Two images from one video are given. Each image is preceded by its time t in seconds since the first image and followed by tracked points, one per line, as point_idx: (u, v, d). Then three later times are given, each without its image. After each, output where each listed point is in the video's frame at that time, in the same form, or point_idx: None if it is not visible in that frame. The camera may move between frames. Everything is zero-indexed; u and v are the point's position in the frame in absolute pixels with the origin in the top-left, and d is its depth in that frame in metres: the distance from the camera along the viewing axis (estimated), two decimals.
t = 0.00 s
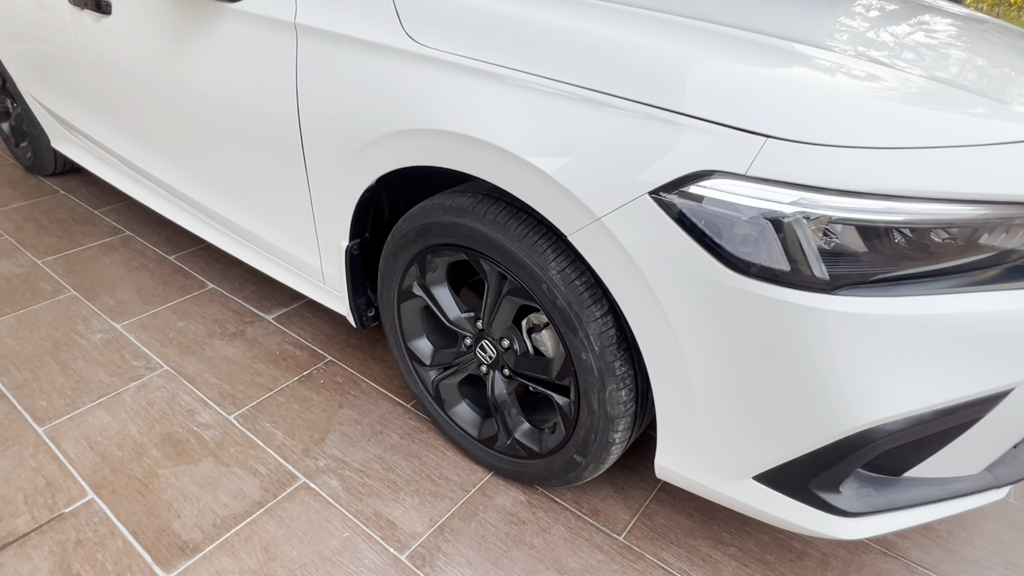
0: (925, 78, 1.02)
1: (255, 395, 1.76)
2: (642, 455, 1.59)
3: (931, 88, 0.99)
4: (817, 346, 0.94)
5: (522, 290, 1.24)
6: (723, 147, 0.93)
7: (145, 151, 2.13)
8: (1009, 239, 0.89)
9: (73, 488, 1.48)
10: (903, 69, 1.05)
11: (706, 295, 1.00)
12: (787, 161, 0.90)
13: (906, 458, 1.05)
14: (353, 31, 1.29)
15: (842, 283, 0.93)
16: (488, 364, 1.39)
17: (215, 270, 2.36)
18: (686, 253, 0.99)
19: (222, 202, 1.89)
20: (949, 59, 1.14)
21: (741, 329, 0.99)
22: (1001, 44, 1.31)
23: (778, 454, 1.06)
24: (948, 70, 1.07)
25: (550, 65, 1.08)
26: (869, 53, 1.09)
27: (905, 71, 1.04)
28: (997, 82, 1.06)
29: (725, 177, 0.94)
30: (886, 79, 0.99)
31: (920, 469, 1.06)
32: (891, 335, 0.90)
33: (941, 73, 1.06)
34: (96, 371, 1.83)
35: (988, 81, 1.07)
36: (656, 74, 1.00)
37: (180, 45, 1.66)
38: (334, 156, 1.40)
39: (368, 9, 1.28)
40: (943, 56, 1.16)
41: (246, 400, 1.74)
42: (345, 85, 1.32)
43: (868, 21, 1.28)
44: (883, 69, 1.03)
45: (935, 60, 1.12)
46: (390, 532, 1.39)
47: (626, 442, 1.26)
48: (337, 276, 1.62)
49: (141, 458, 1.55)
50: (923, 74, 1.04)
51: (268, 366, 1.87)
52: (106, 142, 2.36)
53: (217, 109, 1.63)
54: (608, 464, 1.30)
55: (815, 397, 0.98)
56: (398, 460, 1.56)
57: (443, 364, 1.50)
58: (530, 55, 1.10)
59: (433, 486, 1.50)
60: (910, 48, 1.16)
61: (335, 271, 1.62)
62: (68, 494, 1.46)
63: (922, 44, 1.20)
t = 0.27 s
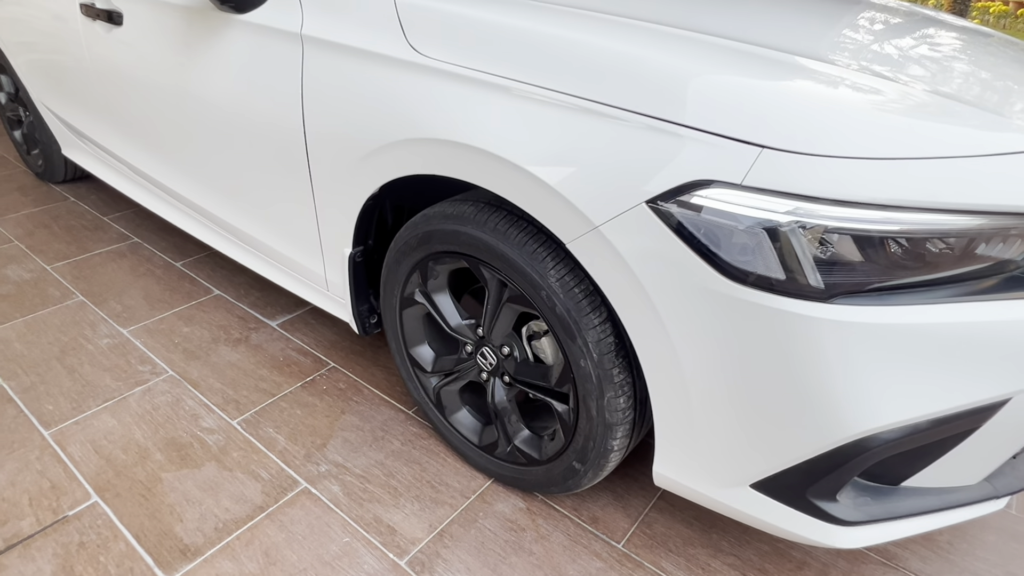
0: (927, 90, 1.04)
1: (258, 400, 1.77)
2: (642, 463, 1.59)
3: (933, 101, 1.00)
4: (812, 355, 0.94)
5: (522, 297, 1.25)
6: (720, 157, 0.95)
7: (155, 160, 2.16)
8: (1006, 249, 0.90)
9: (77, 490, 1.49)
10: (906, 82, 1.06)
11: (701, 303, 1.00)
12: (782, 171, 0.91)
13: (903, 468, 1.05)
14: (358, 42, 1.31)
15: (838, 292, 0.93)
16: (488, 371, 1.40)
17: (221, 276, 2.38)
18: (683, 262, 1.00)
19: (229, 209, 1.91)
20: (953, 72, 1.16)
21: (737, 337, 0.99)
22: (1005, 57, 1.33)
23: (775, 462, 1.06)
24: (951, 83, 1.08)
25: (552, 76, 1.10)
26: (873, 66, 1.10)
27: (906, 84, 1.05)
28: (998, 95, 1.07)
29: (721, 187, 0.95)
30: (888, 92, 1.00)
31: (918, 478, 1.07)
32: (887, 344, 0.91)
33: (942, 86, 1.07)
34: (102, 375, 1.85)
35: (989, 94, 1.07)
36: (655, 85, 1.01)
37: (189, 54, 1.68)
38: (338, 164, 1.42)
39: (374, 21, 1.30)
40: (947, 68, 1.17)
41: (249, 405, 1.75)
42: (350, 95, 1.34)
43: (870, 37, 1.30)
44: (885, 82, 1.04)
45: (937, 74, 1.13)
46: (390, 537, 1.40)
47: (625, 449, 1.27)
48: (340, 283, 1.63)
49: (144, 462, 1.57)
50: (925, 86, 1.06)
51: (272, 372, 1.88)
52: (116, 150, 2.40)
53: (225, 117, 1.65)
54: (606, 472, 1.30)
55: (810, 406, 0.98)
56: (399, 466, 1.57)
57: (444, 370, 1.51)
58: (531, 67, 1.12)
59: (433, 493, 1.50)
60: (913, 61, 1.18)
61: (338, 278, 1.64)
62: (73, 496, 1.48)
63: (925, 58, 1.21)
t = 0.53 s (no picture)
0: (932, 106, 1.05)
1: (266, 408, 1.79)
2: (646, 476, 1.59)
3: (940, 119, 1.00)
4: (813, 367, 0.95)
5: (526, 308, 1.26)
6: (722, 171, 0.96)
7: (168, 171, 2.20)
8: (1010, 264, 0.91)
9: (87, 496, 1.51)
10: (913, 100, 1.07)
11: (702, 315, 1.01)
12: (784, 186, 0.92)
13: (906, 482, 1.05)
14: (368, 57, 1.34)
15: (839, 305, 0.94)
16: (493, 381, 1.42)
17: (231, 285, 2.41)
18: (686, 275, 1.00)
19: (240, 219, 1.94)
20: (960, 88, 1.17)
21: (738, 350, 1.00)
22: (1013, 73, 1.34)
23: (777, 475, 1.06)
24: (958, 100, 1.09)
25: (559, 91, 1.12)
26: (879, 84, 1.11)
27: (912, 100, 1.06)
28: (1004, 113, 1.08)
29: (723, 201, 0.96)
30: (894, 110, 1.01)
31: (922, 493, 1.06)
32: (888, 357, 0.91)
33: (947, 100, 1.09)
34: (113, 382, 1.88)
35: (997, 111, 1.08)
36: (658, 101, 1.03)
37: (204, 68, 1.72)
38: (347, 176, 1.45)
39: (385, 37, 1.33)
40: (954, 85, 1.18)
41: (257, 413, 1.77)
42: (360, 108, 1.36)
43: (878, 56, 1.31)
44: (892, 100, 1.05)
45: (946, 91, 1.14)
46: (394, 546, 1.41)
47: (629, 460, 1.27)
48: (348, 293, 1.65)
49: (153, 468, 1.58)
50: (932, 101, 1.07)
51: (280, 380, 1.90)
52: (131, 161, 2.44)
53: (237, 129, 1.69)
54: (610, 483, 1.30)
55: (812, 419, 0.98)
56: (404, 475, 1.58)
57: (450, 380, 1.52)
58: (538, 83, 1.14)
59: (438, 502, 1.51)
60: (920, 77, 1.19)
61: (346, 288, 1.66)
62: (82, 501, 1.50)
63: (934, 75, 1.22)
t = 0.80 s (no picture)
0: (933, 139, 1.06)
1: (278, 426, 1.82)
2: (653, 498, 1.60)
3: (938, 147, 1.03)
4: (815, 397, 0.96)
5: (534, 332, 1.28)
6: (726, 204, 0.98)
7: (187, 191, 2.26)
8: (1013, 294, 0.92)
9: (102, 511, 1.54)
10: (914, 128, 1.10)
11: (706, 343, 1.03)
12: (786, 219, 0.95)
13: (910, 512, 1.06)
14: (383, 87, 1.39)
15: (841, 335, 0.95)
16: (501, 403, 1.44)
17: (245, 303, 2.46)
18: (690, 304, 1.02)
19: (256, 239, 1.99)
20: (969, 116, 1.20)
21: (741, 378, 1.01)
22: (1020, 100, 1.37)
23: (781, 501, 1.07)
24: (960, 127, 1.12)
25: (568, 123, 1.15)
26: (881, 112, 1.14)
27: (914, 132, 1.08)
28: (1009, 141, 1.11)
29: (727, 232, 0.98)
30: (893, 139, 1.04)
31: (926, 521, 1.06)
32: (890, 388, 0.93)
33: (948, 134, 1.10)
34: (130, 398, 1.92)
35: (1000, 138, 1.11)
36: (665, 134, 1.06)
37: (224, 93, 1.77)
38: (361, 200, 1.48)
39: (400, 67, 1.37)
40: (961, 113, 1.21)
41: (269, 430, 1.80)
42: (374, 137, 1.41)
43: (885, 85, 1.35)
44: (892, 128, 1.08)
45: (950, 118, 1.17)
46: (402, 566, 1.42)
47: (634, 484, 1.28)
48: (360, 313, 1.68)
49: (167, 484, 1.62)
50: (934, 135, 1.08)
51: (291, 398, 1.93)
52: (151, 180, 2.51)
53: (256, 154, 1.73)
54: (616, 506, 1.32)
55: (815, 447, 0.99)
56: (412, 495, 1.60)
57: (459, 401, 1.54)
58: (548, 114, 1.17)
59: (445, 522, 1.53)
60: (927, 105, 1.22)
61: (358, 308, 1.69)
62: (98, 516, 1.53)
63: (939, 103, 1.25)
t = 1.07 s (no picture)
0: (928, 191, 1.10)
1: (297, 454, 1.86)
2: (666, 534, 1.62)
3: (950, 186, 1.14)
4: (824, 447, 0.99)
5: (549, 373, 1.32)
6: (737, 258, 1.02)
7: (211, 222, 2.33)
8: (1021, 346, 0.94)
9: (127, 539, 1.59)
10: (925, 167, 1.21)
11: (717, 391, 1.06)
12: (795, 274, 0.98)
13: (921, 559, 1.06)
14: (405, 133, 1.44)
15: (849, 387, 0.98)
16: (516, 440, 1.47)
17: (265, 329, 2.51)
18: (702, 353, 1.05)
19: (277, 271, 2.04)
20: (974, 156, 1.29)
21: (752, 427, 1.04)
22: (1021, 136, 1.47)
23: (792, 547, 1.09)
24: (967, 165, 1.23)
25: (582, 173, 1.20)
26: (894, 151, 1.25)
27: (909, 184, 1.12)
28: (1014, 179, 1.20)
29: (738, 286, 1.02)
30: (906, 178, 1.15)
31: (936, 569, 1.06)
32: (896, 439, 0.95)
33: (942, 186, 1.13)
34: (153, 425, 1.97)
35: (1004, 175, 1.21)
36: (677, 188, 1.10)
37: (251, 132, 1.84)
38: (382, 240, 1.53)
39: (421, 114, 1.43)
40: (968, 153, 1.31)
41: (288, 459, 1.84)
42: (396, 180, 1.46)
43: (892, 123, 1.45)
44: (905, 168, 1.19)
45: (955, 156, 1.28)
46: None
47: (647, 523, 1.31)
48: (378, 346, 1.73)
49: (189, 512, 1.66)
50: (930, 187, 1.12)
51: (310, 426, 1.97)
52: (175, 209, 2.58)
53: (281, 192, 1.79)
54: (628, 545, 1.34)
55: (824, 495, 1.02)
56: (428, 527, 1.63)
57: (474, 436, 1.58)
58: (564, 165, 1.22)
59: (460, 555, 1.56)
60: (933, 146, 1.32)
61: (377, 342, 1.73)
62: (123, 544, 1.57)
63: (944, 142, 1.36)
